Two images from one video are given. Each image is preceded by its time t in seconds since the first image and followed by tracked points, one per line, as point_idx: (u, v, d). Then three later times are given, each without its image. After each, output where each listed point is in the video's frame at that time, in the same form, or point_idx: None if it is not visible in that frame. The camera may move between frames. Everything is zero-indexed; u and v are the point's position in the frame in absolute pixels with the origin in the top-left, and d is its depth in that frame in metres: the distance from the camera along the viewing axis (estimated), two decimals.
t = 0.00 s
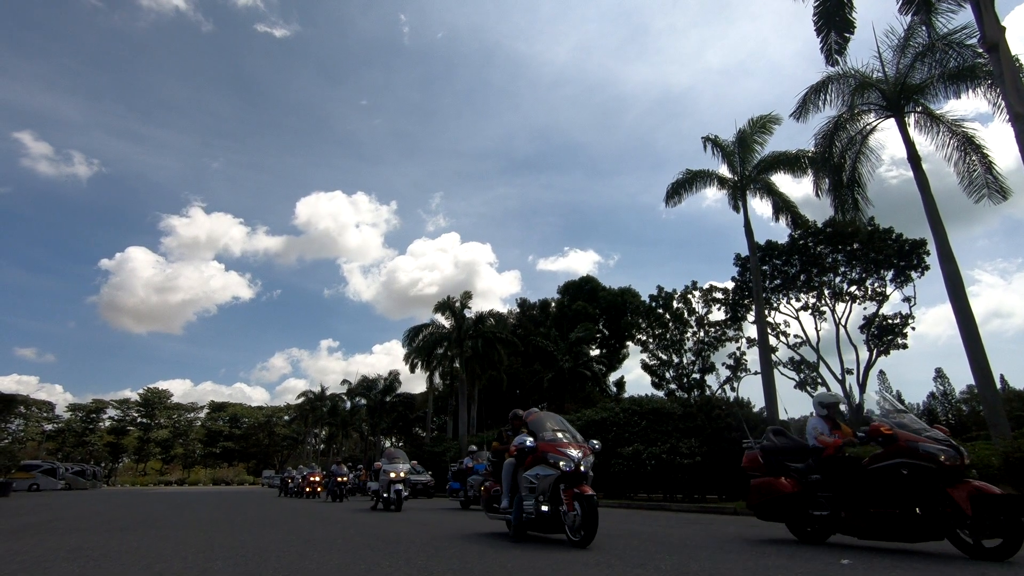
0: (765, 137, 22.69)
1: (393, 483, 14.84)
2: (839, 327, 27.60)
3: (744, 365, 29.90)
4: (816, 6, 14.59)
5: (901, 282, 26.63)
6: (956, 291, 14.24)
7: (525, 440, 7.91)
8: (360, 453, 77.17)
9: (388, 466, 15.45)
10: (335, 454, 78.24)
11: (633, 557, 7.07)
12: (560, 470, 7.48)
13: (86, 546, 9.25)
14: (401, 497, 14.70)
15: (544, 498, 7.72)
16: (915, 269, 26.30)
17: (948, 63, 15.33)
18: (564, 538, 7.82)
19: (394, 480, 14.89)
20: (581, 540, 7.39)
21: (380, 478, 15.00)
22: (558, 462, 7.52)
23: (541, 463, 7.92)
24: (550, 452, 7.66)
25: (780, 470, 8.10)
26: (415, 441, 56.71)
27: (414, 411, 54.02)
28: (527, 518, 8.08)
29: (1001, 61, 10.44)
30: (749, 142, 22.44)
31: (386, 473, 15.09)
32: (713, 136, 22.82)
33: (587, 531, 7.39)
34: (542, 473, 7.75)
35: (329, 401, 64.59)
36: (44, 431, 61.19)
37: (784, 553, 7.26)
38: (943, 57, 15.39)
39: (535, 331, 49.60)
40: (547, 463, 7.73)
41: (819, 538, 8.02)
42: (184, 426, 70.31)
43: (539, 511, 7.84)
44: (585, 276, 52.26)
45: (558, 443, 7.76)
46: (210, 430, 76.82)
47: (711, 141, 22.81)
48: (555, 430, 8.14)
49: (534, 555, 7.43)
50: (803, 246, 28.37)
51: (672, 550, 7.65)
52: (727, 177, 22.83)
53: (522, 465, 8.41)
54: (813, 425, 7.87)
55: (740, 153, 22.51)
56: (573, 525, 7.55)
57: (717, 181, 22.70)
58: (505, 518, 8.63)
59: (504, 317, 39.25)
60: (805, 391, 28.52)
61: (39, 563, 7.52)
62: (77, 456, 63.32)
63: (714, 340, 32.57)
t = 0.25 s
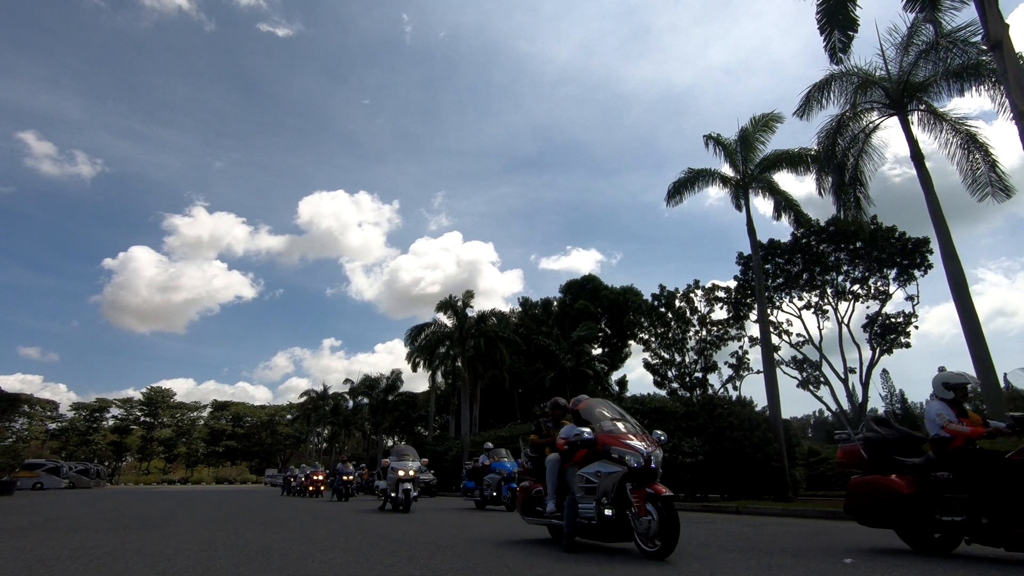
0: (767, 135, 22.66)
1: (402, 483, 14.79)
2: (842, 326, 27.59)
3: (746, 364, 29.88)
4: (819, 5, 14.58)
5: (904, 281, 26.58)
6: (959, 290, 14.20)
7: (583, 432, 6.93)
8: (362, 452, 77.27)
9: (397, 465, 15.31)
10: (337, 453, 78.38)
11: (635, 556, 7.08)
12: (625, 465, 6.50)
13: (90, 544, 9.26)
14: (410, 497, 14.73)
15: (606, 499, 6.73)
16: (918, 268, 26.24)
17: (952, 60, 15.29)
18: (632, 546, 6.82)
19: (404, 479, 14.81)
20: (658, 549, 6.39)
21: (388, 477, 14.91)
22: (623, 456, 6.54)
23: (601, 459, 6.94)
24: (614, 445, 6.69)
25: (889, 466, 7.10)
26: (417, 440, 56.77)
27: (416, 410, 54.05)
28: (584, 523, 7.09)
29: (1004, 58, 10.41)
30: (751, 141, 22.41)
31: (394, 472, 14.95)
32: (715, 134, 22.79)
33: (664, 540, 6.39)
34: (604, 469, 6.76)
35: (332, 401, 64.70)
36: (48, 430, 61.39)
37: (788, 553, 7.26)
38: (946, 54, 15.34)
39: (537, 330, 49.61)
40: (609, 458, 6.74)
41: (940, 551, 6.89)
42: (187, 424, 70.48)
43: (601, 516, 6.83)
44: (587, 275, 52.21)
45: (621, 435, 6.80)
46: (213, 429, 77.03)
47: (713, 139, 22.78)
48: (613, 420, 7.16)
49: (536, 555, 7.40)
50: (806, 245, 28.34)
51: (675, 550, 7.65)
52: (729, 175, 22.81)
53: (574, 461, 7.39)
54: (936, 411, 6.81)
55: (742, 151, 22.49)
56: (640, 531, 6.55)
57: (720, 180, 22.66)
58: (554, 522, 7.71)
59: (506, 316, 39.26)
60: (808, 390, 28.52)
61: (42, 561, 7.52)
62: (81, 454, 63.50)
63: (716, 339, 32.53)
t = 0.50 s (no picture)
0: (770, 133, 22.63)
1: (413, 481, 14.48)
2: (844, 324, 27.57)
3: (749, 362, 29.86)
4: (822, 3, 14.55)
5: (907, 279, 26.54)
6: (962, 288, 14.17)
7: (668, 421, 5.67)
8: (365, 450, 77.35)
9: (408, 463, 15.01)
10: (339, 451, 78.47)
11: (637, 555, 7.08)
12: (730, 460, 5.21)
13: (93, 543, 9.26)
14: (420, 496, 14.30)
15: (702, 503, 5.42)
16: (921, 267, 26.19)
17: (956, 58, 15.25)
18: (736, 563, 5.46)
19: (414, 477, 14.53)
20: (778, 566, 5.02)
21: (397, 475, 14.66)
22: (726, 449, 5.26)
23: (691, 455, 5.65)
24: (710, 436, 5.41)
25: None
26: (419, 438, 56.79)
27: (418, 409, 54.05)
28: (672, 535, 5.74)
29: (1008, 56, 10.38)
30: (754, 139, 22.39)
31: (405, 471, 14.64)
32: (717, 133, 22.75)
33: (790, 555, 4.98)
34: (699, 465, 5.43)
35: (334, 399, 64.75)
36: (52, 428, 61.51)
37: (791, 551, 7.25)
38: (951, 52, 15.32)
39: (539, 329, 49.60)
40: (706, 451, 5.45)
41: None
42: (190, 423, 70.60)
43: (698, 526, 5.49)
44: (589, 273, 52.19)
45: (718, 424, 5.52)
46: (215, 427, 77.15)
47: (715, 138, 22.74)
48: (700, 404, 5.93)
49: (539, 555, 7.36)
50: (808, 243, 28.31)
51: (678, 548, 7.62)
52: (731, 174, 22.78)
53: (654, 458, 6.15)
54: None
55: (745, 150, 22.46)
56: (748, 544, 5.24)
57: (722, 178, 22.63)
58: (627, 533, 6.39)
59: (508, 314, 39.26)
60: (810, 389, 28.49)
61: (46, 560, 7.51)
62: (85, 453, 63.64)
63: (718, 337, 32.49)
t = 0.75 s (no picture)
0: (772, 132, 22.59)
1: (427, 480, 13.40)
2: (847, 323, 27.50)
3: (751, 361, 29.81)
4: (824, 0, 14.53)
5: (910, 278, 26.46)
6: (965, 286, 14.14)
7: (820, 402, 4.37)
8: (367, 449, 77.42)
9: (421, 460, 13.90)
10: (341, 451, 78.55)
11: (639, 553, 7.08)
12: (914, 451, 3.99)
13: (95, 541, 9.26)
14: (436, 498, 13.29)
15: (873, 512, 4.06)
16: (924, 265, 26.12)
17: (960, 55, 15.20)
18: None
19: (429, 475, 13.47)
20: None
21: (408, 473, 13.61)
22: (907, 436, 4.02)
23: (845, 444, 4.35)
24: (883, 419, 4.15)
25: None
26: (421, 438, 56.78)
27: (420, 408, 54.10)
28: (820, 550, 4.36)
29: (1012, 53, 10.34)
30: (756, 138, 22.37)
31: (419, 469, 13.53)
32: (719, 132, 22.73)
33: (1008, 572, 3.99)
34: (867, 460, 4.10)
35: (336, 398, 64.84)
36: (55, 428, 61.66)
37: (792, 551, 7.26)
38: (954, 49, 15.28)
39: (541, 328, 49.58)
40: (879, 443, 4.13)
41: None
42: (193, 422, 70.72)
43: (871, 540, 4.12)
44: (591, 272, 52.15)
45: (885, 405, 4.27)
46: (218, 426, 77.24)
47: (717, 136, 22.72)
48: (833, 380, 4.77)
49: (540, 554, 7.33)
50: (811, 242, 28.28)
51: (678, 547, 7.61)
52: (733, 172, 22.76)
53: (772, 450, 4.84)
54: None
55: (747, 148, 22.44)
56: (942, 565, 4.08)
57: (724, 177, 22.61)
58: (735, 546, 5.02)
59: (510, 313, 39.26)
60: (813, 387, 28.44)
61: (47, 558, 7.50)
62: (88, 452, 63.78)
63: (720, 336, 32.45)
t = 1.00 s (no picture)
0: (773, 131, 22.57)
1: (445, 479, 12.20)
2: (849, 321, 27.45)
3: (753, 360, 29.81)
4: None
5: (912, 276, 26.41)
6: (968, 285, 14.12)
7: None
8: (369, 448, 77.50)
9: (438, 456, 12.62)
10: (343, 450, 78.61)
11: (641, 552, 7.10)
12: None
13: (97, 540, 9.26)
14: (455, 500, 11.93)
15: None
16: (926, 263, 26.09)
17: (962, 53, 15.18)
18: None
19: (448, 474, 12.24)
20: None
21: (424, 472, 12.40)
22: None
23: None
24: None
25: None
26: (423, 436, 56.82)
27: (422, 407, 54.12)
28: None
29: (1013, 51, 10.31)
30: (757, 137, 22.35)
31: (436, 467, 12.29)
32: (720, 130, 22.70)
33: None
34: None
35: (338, 398, 64.94)
36: (58, 427, 61.82)
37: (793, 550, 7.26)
38: (956, 47, 15.26)
39: (543, 327, 49.57)
40: None
41: None
42: (195, 421, 70.83)
43: None
44: (592, 271, 52.15)
45: None
46: (220, 425, 77.36)
47: (718, 135, 22.68)
48: None
49: (540, 552, 7.35)
50: (812, 240, 28.25)
51: (680, 547, 7.61)
52: (734, 171, 22.74)
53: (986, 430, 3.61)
54: None
55: (748, 147, 22.42)
56: None
57: (725, 175, 22.59)
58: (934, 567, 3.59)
59: (511, 312, 39.26)
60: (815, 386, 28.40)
61: (49, 557, 7.50)
62: (91, 451, 63.95)
63: (722, 335, 32.43)
